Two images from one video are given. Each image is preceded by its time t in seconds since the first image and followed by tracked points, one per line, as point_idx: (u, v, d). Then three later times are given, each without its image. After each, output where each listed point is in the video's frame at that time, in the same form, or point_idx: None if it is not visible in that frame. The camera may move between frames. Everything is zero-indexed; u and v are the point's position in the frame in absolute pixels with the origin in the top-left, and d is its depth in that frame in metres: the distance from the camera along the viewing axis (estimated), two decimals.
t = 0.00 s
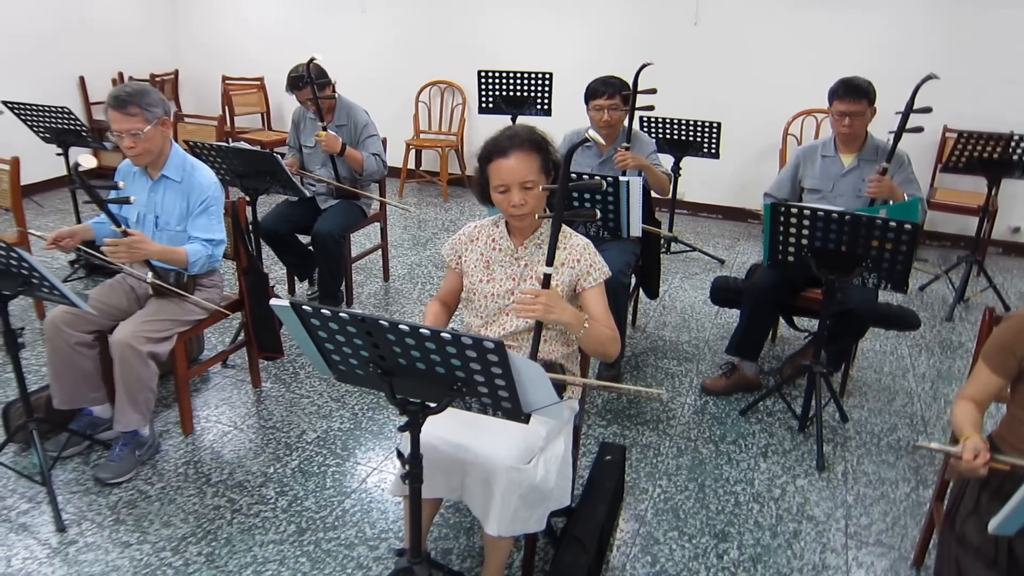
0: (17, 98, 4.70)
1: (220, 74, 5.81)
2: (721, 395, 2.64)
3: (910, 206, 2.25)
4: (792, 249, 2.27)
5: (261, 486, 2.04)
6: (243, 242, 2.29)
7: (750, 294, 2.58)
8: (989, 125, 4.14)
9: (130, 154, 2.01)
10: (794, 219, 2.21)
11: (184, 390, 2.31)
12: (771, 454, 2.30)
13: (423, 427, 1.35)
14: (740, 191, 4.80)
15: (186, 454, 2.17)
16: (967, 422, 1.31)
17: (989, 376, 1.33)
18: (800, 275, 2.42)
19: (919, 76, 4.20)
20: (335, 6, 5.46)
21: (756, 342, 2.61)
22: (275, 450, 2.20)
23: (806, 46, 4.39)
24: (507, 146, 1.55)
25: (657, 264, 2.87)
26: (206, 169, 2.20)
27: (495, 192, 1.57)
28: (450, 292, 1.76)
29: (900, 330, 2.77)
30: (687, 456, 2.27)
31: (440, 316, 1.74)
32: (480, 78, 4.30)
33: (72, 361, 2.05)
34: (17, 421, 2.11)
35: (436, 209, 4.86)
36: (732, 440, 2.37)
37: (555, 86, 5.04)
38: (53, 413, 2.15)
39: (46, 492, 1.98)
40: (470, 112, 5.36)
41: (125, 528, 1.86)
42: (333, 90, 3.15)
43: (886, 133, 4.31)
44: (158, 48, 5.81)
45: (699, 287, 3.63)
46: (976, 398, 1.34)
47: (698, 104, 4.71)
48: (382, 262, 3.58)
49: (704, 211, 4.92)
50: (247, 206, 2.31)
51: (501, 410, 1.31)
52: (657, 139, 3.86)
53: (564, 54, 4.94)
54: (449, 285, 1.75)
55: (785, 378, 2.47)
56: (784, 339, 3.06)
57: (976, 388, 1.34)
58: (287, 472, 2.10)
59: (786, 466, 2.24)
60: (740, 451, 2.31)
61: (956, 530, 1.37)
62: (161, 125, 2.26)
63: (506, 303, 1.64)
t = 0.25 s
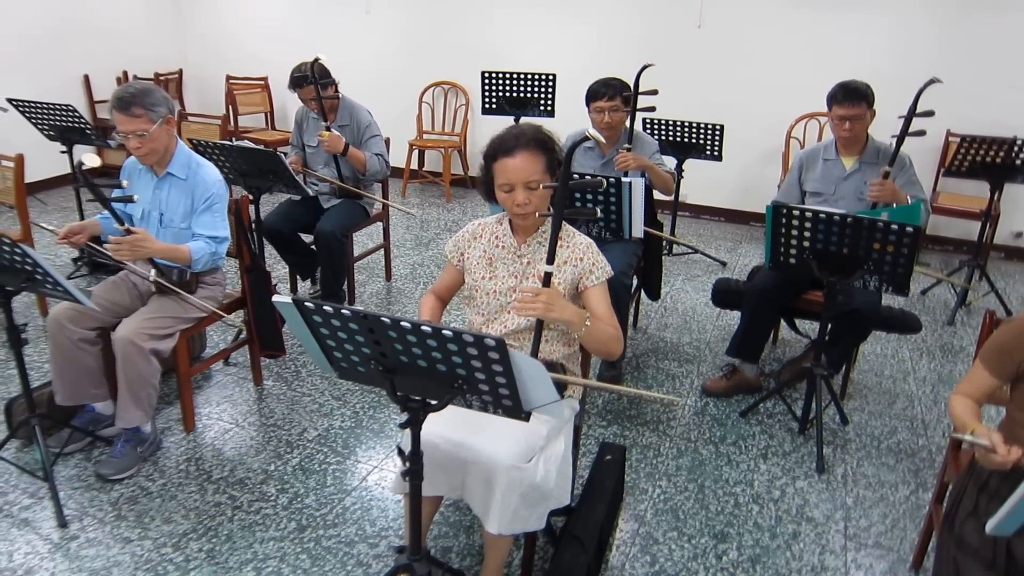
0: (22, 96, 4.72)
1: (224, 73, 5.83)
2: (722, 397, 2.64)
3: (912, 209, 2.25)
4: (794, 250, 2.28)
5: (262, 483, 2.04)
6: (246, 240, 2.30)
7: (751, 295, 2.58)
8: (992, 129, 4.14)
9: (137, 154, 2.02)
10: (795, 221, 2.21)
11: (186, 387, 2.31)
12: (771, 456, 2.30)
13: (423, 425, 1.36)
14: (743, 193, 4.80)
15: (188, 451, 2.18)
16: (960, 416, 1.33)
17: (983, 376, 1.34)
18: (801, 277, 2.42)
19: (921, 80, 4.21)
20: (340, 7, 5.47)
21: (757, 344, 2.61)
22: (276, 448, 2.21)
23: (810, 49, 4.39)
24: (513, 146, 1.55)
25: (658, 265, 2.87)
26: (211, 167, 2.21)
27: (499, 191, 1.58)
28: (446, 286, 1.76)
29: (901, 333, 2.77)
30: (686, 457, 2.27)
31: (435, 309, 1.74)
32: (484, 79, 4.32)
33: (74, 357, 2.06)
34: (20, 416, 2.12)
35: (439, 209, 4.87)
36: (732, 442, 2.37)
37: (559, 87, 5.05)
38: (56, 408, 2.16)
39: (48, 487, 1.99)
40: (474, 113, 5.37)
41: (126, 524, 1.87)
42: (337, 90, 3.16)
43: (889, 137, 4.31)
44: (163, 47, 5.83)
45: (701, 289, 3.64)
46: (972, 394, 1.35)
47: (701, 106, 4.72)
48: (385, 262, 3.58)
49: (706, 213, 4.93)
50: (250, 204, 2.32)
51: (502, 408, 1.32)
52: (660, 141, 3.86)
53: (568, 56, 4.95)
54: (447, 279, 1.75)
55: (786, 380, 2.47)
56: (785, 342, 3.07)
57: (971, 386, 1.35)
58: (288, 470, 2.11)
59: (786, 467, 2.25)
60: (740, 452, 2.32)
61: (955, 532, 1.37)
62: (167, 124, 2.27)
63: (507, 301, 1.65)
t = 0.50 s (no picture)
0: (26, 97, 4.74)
1: (228, 74, 5.85)
2: (724, 396, 2.64)
3: (914, 208, 2.25)
4: (796, 250, 2.28)
5: (266, 482, 2.05)
6: (250, 239, 2.31)
7: (753, 295, 2.58)
8: (995, 129, 4.14)
9: (146, 150, 2.03)
10: (797, 221, 2.21)
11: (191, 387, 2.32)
12: (774, 455, 2.31)
13: (427, 423, 1.37)
14: (745, 193, 4.80)
15: (192, 450, 2.19)
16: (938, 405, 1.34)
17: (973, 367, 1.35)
18: (803, 276, 2.42)
19: (923, 79, 4.21)
20: (343, 8, 5.49)
21: (759, 343, 2.62)
22: (280, 447, 2.22)
23: (812, 49, 4.40)
24: (501, 142, 1.56)
25: (661, 265, 2.88)
26: (216, 166, 2.22)
27: (491, 188, 1.58)
28: (440, 283, 1.75)
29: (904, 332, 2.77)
30: (689, 456, 2.27)
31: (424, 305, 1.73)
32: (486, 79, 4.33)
33: (79, 357, 2.07)
34: (26, 415, 2.13)
35: (442, 209, 4.88)
36: (735, 441, 2.37)
37: (561, 88, 5.06)
38: (61, 408, 2.17)
39: (53, 486, 2.00)
40: (476, 114, 5.38)
41: (131, 522, 1.88)
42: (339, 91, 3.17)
43: (891, 137, 4.31)
44: (167, 48, 5.85)
45: (703, 288, 3.64)
46: (956, 384, 1.36)
47: (704, 106, 4.72)
48: (388, 262, 3.59)
49: (708, 213, 4.93)
50: (254, 203, 2.33)
51: (505, 406, 1.32)
52: (663, 141, 3.87)
53: (570, 56, 4.96)
54: (442, 275, 1.75)
55: (788, 379, 2.47)
56: (788, 341, 3.07)
57: (959, 376, 1.36)
58: (291, 468, 2.12)
59: (788, 466, 2.25)
60: (743, 451, 2.32)
61: (956, 530, 1.37)
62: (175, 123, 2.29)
63: (506, 298, 1.65)
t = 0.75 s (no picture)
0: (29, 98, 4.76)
1: (231, 76, 5.87)
2: (725, 397, 2.65)
3: (914, 209, 2.26)
4: (796, 251, 2.28)
5: (269, 482, 2.06)
6: (253, 241, 2.32)
7: (754, 296, 2.59)
8: (995, 130, 4.14)
9: (148, 145, 2.05)
10: (798, 222, 2.22)
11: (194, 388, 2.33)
12: (775, 455, 2.31)
13: (429, 423, 1.38)
14: (746, 194, 4.81)
15: (195, 451, 2.20)
16: (913, 397, 1.33)
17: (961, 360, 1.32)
18: (804, 277, 2.43)
19: (923, 81, 4.22)
20: (345, 10, 5.50)
21: (760, 344, 2.62)
22: (283, 447, 2.23)
23: (813, 51, 4.40)
24: (484, 146, 1.56)
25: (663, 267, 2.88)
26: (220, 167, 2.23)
27: (478, 192, 1.59)
28: (427, 282, 1.76)
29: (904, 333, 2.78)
30: (690, 457, 2.28)
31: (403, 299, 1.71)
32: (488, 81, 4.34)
33: (83, 358, 2.08)
34: (30, 416, 2.15)
35: (444, 211, 4.89)
36: (736, 441, 2.38)
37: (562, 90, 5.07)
38: (65, 408, 2.18)
39: (57, 486, 2.01)
40: (478, 115, 5.39)
41: (135, 522, 1.89)
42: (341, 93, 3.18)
43: (891, 138, 4.32)
44: (170, 50, 5.87)
45: (704, 290, 3.65)
46: (937, 375, 1.33)
47: (705, 108, 4.73)
48: (390, 264, 3.60)
49: (709, 214, 4.94)
50: (257, 204, 2.34)
51: (506, 406, 1.33)
52: (664, 142, 3.88)
53: (572, 58, 4.97)
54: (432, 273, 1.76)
55: (789, 380, 2.48)
56: (789, 342, 3.07)
57: (944, 367, 1.33)
58: (294, 469, 2.13)
59: (789, 466, 2.26)
60: (744, 452, 2.33)
61: (956, 529, 1.37)
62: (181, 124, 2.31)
63: (503, 298, 1.66)
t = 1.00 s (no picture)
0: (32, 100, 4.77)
1: (233, 78, 5.88)
2: (725, 399, 2.65)
3: (914, 212, 2.27)
4: (797, 253, 2.29)
5: (270, 484, 2.07)
6: (255, 242, 2.33)
7: (754, 298, 2.59)
8: (996, 133, 4.15)
9: (151, 145, 2.05)
10: (798, 224, 2.23)
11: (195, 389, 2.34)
12: (775, 457, 2.32)
13: (430, 424, 1.38)
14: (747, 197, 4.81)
15: (197, 452, 2.20)
16: (901, 400, 1.30)
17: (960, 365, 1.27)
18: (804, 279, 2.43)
19: (923, 84, 4.22)
20: (347, 12, 5.52)
21: (760, 346, 2.63)
22: (285, 449, 2.23)
23: (814, 54, 4.41)
24: (480, 152, 1.56)
25: (663, 269, 2.88)
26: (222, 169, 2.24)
27: (476, 198, 1.59)
28: (421, 277, 1.77)
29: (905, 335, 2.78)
30: (690, 458, 2.29)
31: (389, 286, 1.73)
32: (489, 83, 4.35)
33: (85, 358, 2.09)
34: (32, 416, 2.15)
35: (445, 213, 4.90)
36: (736, 443, 2.38)
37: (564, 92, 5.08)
38: (67, 409, 2.19)
39: (59, 487, 2.02)
40: (480, 118, 5.40)
41: (136, 523, 1.90)
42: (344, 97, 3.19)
43: (892, 141, 4.32)
44: (172, 52, 5.89)
45: (705, 292, 3.66)
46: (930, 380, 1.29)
47: (706, 111, 4.74)
48: (391, 266, 3.61)
49: (710, 217, 4.95)
50: (260, 206, 2.35)
51: (507, 408, 1.34)
52: (665, 145, 3.89)
53: (573, 60, 4.98)
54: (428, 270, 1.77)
55: (790, 382, 2.48)
56: (790, 345, 3.08)
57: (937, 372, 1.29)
58: (295, 471, 2.13)
59: (790, 468, 2.26)
60: (744, 454, 2.33)
61: (956, 531, 1.38)
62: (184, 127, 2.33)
63: (504, 300, 1.66)
